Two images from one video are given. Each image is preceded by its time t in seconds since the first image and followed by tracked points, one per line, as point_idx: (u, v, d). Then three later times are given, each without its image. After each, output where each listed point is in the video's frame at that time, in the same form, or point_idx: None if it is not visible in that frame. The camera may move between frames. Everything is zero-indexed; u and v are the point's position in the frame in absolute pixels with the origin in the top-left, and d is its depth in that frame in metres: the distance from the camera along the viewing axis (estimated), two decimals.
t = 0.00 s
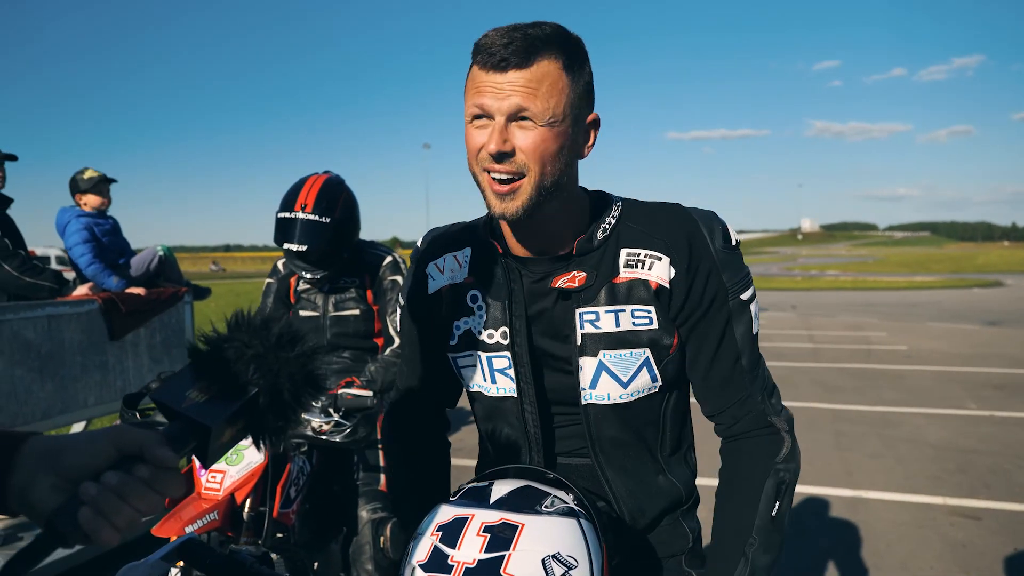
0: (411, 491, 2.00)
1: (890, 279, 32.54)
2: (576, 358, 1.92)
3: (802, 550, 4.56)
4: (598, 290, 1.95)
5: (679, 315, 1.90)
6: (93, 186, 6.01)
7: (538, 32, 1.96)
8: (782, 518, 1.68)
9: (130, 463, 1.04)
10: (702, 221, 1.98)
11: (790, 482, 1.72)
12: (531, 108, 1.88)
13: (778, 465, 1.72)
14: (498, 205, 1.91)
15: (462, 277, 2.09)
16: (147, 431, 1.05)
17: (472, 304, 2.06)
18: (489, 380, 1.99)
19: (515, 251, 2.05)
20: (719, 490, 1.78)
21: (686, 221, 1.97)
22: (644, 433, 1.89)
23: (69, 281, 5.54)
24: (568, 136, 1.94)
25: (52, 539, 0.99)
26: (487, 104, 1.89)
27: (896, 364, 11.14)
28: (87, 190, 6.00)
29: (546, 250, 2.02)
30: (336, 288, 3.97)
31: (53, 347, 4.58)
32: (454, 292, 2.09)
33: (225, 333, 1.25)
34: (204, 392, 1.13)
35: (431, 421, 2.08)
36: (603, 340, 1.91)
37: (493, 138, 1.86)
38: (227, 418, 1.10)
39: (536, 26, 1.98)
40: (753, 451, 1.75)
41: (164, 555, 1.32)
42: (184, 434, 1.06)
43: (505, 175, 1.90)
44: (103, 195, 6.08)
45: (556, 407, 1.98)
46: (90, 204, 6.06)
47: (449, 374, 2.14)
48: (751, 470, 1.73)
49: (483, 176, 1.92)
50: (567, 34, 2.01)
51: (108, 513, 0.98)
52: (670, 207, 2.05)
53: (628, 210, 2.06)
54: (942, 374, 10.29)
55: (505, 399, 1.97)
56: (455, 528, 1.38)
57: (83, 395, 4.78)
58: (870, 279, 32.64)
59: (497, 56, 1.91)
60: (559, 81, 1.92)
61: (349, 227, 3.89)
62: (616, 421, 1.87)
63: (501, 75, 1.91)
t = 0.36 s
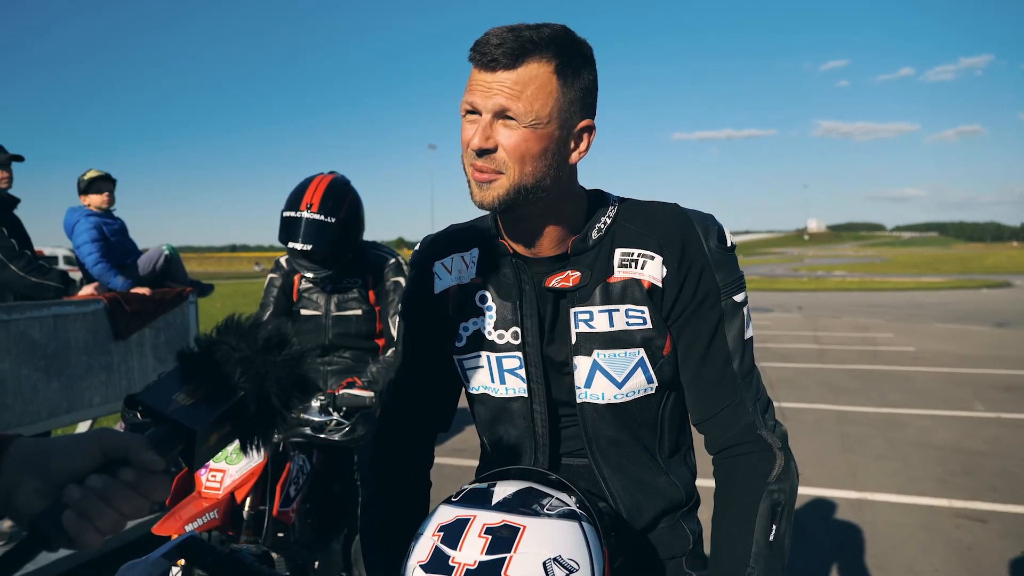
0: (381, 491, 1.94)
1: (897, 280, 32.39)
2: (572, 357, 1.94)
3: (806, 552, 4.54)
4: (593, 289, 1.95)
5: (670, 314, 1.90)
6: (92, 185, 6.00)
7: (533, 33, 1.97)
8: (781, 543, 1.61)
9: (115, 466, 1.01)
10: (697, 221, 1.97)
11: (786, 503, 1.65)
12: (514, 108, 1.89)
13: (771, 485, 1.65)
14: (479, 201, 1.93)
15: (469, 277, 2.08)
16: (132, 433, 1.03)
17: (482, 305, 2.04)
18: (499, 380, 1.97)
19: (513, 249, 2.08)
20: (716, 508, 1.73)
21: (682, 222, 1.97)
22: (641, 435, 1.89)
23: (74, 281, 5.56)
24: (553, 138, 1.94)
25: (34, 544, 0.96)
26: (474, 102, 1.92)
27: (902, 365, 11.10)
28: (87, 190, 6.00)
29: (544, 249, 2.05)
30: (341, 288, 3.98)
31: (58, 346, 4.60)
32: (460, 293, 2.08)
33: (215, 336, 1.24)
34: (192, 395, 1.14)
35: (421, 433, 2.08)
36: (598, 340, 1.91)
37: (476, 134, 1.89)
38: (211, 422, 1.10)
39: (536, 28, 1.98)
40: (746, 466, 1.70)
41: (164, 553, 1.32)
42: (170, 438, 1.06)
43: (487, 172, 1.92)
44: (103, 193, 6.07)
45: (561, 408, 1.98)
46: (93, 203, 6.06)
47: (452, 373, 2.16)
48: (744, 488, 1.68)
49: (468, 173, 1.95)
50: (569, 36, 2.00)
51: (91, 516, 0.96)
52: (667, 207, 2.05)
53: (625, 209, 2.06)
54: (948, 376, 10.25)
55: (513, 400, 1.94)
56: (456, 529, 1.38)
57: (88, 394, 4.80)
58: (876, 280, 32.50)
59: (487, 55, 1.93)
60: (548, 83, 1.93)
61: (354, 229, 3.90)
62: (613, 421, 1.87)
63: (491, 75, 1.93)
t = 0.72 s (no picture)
0: (392, 490, 1.96)
1: (913, 279, 32.07)
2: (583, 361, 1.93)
3: (819, 553, 4.50)
4: (605, 294, 1.94)
5: (681, 319, 1.88)
6: (98, 185, 6.05)
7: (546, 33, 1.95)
8: (791, 549, 1.61)
9: (119, 467, 1.02)
10: (709, 227, 1.95)
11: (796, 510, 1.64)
12: (531, 110, 1.87)
13: (782, 493, 1.64)
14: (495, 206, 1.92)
15: (480, 279, 2.07)
16: (135, 434, 1.03)
17: (494, 306, 2.03)
18: (511, 383, 1.97)
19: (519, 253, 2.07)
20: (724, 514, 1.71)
21: (693, 225, 1.95)
22: (650, 435, 1.88)
23: (89, 280, 5.61)
24: (568, 140, 1.93)
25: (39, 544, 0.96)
26: (489, 104, 1.90)
27: (917, 365, 10.99)
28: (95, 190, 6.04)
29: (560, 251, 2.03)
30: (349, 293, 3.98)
31: (74, 344, 4.65)
32: (471, 294, 2.07)
33: (220, 336, 1.25)
34: (199, 394, 1.14)
35: (436, 432, 2.09)
36: (609, 344, 1.90)
37: (492, 138, 1.87)
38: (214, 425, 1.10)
39: (545, 28, 1.96)
40: (755, 473, 1.69)
41: (176, 547, 1.32)
42: (174, 439, 1.06)
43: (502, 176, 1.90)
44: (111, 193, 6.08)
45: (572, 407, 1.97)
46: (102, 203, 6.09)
47: (463, 373, 2.15)
48: (753, 495, 1.67)
49: (482, 177, 1.93)
50: (578, 37, 1.98)
51: (94, 517, 0.96)
52: (679, 210, 2.04)
53: (638, 211, 2.05)
54: (965, 376, 10.13)
55: (524, 401, 1.94)
56: (467, 525, 1.38)
57: (103, 391, 4.85)
58: (892, 279, 32.17)
59: (500, 57, 1.91)
60: (562, 84, 1.90)
61: (362, 233, 3.89)
62: (622, 422, 1.86)
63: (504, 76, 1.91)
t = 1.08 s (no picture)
0: (407, 490, 1.97)
1: (932, 279, 31.69)
2: (594, 360, 1.93)
3: (834, 554, 4.46)
4: (617, 293, 1.93)
5: (693, 320, 1.87)
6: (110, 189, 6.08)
7: (573, 28, 1.97)
8: (809, 542, 1.60)
9: (134, 462, 1.03)
10: (720, 228, 1.94)
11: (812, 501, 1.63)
12: (586, 100, 1.87)
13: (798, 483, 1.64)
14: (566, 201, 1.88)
15: (490, 279, 2.08)
16: (149, 430, 1.04)
17: (502, 305, 2.04)
18: (520, 381, 1.97)
19: (570, 253, 2.03)
20: (740, 509, 1.71)
21: (703, 226, 1.93)
22: (660, 434, 1.87)
23: (105, 281, 5.68)
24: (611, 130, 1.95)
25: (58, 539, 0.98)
26: (541, 100, 1.87)
27: (934, 366, 10.87)
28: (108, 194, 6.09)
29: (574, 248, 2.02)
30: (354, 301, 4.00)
31: (91, 344, 4.71)
32: (480, 295, 2.07)
33: (233, 332, 1.26)
34: (211, 391, 1.15)
35: (452, 432, 2.09)
36: (621, 343, 1.89)
37: (556, 131, 1.84)
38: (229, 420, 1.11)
39: (569, 23, 1.98)
40: (770, 467, 1.68)
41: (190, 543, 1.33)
42: (188, 435, 1.07)
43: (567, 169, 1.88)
44: (122, 197, 6.13)
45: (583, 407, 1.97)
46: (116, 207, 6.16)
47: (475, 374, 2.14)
48: (770, 488, 1.66)
49: (543, 172, 1.90)
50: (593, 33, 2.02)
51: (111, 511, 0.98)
52: (690, 212, 2.02)
53: (648, 213, 2.04)
54: (983, 377, 10.00)
55: (534, 401, 1.94)
56: (476, 524, 1.38)
57: (119, 391, 4.91)
58: (908, 279, 31.83)
59: (544, 51, 1.89)
60: (603, 74, 1.92)
61: (370, 240, 3.89)
62: (633, 423, 1.85)
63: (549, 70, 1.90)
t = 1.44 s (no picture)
0: (419, 490, 1.98)
1: (953, 278, 31.20)
2: (619, 354, 1.87)
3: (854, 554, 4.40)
4: (643, 286, 1.91)
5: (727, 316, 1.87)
6: (128, 192, 6.15)
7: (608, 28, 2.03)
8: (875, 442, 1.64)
9: (146, 458, 1.03)
10: (737, 221, 1.98)
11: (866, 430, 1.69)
12: (631, 91, 1.93)
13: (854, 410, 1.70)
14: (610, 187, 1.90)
15: (498, 278, 2.06)
16: (162, 427, 1.05)
17: (510, 304, 2.02)
18: (527, 379, 1.96)
19: (587, 247, 2.02)
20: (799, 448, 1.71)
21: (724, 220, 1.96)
22: (678, 426, 1.85)
23: (123, 281, 5.73)
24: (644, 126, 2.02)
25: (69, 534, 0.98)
26: (591, 87, 1.90)
27: (955, 365, 10.71)
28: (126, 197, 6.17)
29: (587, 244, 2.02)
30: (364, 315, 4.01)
31: (109, 344, 4.75)
32: (489, 294, 2.06)
33: (242, 331, 1.26)
34: (222, 388, 1.16)
35: (465, 431, 2.09)
36: (649, 335, 1.87)
37: (609, 116, 1.87)
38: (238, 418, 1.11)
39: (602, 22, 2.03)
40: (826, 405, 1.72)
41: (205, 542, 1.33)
42: (201, 432, 1.07)
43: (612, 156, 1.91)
44: (140, 200, 6.20)
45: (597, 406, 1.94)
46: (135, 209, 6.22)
47: (486, 379, 2.12)
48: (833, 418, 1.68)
49: (592, 158, 1.91)
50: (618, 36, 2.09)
51: (123, 505, 0.98)
52: (707, 208, 2.03)
53: (665, 214, 2.03)
54: (1006, 376, 9.84)
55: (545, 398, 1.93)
56: (489, 524, 1.37)
57: (137, 390, 4.96)
58: (929, 278, 31.40)
59: (595, 40, 1.93)
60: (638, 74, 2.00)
61: (382, 256, 3.89)
62: (656, 416, 1.83)
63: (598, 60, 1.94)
